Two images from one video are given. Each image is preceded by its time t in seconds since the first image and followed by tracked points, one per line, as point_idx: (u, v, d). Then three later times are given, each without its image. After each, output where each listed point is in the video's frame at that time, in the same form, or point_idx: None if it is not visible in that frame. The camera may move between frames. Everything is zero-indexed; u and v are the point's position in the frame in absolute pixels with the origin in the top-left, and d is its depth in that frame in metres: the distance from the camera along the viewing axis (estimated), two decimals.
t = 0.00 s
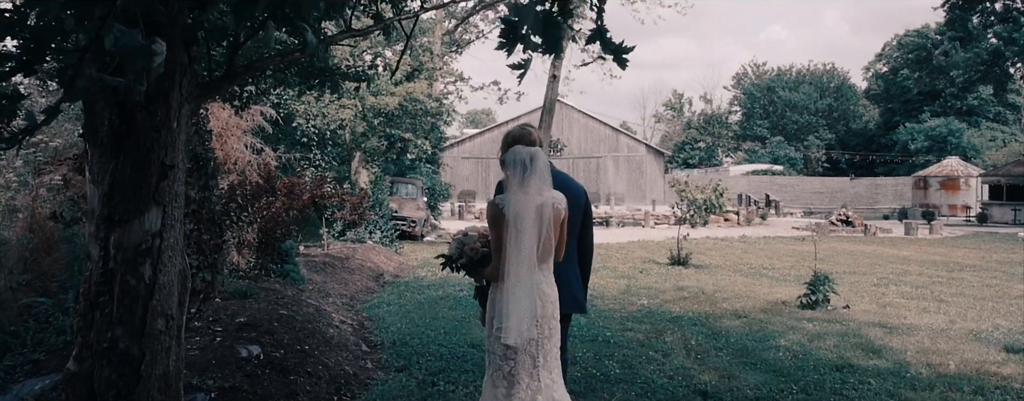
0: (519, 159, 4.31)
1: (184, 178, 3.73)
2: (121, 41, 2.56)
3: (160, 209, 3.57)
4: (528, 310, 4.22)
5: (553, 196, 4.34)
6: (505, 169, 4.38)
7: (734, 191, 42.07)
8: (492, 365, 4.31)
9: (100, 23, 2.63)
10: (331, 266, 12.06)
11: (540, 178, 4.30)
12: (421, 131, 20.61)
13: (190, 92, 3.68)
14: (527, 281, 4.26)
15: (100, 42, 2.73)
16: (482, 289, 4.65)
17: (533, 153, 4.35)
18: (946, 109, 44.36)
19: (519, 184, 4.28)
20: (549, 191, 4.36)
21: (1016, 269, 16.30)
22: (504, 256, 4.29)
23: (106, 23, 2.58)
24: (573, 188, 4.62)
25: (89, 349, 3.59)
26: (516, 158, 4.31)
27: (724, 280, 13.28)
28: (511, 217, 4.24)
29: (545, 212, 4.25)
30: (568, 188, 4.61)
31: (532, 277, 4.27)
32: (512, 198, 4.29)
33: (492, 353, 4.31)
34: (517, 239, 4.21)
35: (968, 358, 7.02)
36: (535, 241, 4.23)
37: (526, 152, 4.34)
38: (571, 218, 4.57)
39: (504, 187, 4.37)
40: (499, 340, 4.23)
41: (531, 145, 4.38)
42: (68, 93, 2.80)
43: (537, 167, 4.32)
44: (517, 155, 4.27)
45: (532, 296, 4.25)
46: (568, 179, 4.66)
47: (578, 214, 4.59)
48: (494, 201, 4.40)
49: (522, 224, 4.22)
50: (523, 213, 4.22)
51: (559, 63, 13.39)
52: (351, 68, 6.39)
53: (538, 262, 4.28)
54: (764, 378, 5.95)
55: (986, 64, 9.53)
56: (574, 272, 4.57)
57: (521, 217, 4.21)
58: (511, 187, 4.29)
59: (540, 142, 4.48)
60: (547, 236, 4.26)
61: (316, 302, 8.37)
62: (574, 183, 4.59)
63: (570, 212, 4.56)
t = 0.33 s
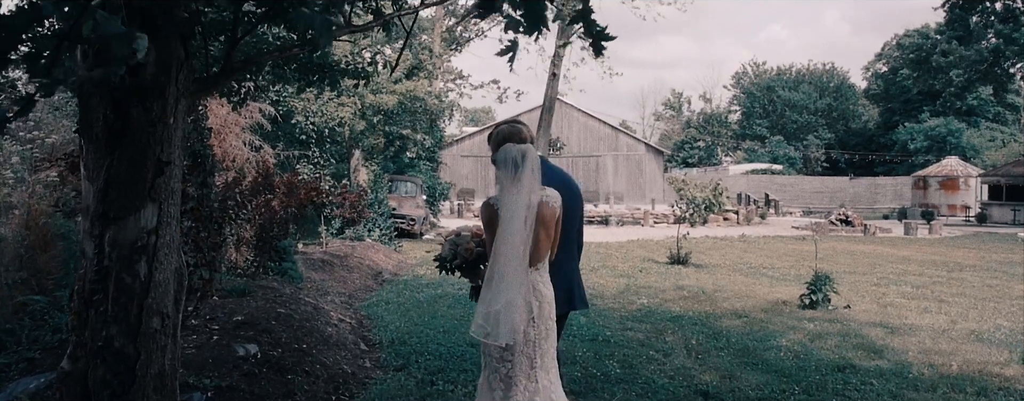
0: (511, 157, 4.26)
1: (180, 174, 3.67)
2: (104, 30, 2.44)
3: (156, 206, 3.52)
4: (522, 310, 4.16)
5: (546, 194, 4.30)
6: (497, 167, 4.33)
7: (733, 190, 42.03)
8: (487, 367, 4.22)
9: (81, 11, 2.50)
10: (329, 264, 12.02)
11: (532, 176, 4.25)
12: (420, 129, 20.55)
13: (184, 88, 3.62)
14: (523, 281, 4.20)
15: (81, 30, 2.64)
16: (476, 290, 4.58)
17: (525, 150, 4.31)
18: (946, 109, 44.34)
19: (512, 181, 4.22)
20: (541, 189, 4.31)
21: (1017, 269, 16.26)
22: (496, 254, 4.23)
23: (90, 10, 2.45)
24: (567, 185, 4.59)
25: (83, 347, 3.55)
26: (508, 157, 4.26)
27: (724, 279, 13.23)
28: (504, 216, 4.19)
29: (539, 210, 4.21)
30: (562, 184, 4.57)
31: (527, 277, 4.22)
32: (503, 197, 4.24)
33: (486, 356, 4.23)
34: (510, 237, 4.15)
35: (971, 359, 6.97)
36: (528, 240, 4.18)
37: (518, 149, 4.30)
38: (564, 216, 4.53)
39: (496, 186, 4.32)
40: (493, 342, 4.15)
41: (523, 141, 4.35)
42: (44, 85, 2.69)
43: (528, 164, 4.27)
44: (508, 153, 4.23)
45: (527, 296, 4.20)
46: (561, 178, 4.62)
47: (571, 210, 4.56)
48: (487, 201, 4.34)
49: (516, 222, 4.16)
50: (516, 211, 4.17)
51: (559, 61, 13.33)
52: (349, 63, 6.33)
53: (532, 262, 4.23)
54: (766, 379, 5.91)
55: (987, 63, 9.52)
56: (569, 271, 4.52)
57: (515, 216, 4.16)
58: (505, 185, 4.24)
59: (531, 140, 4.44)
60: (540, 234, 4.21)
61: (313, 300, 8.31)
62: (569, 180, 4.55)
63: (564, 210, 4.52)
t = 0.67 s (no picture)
0: (505, 157, 4.14)
1: (179, 174, 3.62)
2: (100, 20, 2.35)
3: (156, 206, 3.48)
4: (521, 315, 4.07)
5: (544, 194, 4.18)
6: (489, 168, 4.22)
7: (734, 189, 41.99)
8: (487, 373, 4.19)
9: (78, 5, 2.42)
10: (330, 263, 11.97)
11: (525, 176, 4.12)
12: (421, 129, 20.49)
13: (183, 87, 3.56)
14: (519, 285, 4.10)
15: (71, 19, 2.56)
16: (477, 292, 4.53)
17: (518, 149, 4.18)
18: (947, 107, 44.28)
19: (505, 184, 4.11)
20: (539, 188, 4.19)
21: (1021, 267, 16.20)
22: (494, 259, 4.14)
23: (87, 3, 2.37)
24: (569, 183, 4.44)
25: (82, 349, 3.49)
26: (500, 157, 4.15)
27: (727, 278, 13.18)
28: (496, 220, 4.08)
29: (535, 212, 4.09)
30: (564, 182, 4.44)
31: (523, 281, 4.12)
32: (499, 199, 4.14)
33: (486, 360, 4.19)
34: (506, 241, 4.04)
35: (978, 358, 6.92)
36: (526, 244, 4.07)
37: (511, 148, 4.16)
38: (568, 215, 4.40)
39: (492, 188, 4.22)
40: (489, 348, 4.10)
41: (516, 139, 4.21)
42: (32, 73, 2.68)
43: (521, 164, 4.14)
44: (499, 153, 4.11)
45: (524, 300, 4.11)
46: (563, 174, 4.47)
47: (575, 209, 4.42)
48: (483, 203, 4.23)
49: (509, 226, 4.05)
50: (512, 213, 4.04)
51: (560, 59, 13.28)
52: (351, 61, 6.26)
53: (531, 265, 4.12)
54: (772, 378, 5.86)
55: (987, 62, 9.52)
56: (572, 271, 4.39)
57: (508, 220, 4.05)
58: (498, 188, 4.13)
59: (527, 137, 4.30)
60: (538, 238, 4.09)
61: (315, 300, 8.26)
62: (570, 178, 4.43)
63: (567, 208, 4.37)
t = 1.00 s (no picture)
0: (500, 157, 4.02)
1: (177, 173, 3.56)
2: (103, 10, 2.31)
3: (153, 205, 3.42)
4: (523, 318, 3.99)
5: (545, 195, 4.00)
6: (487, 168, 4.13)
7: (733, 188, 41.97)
8: (486, 377, 4.12)
9: None
10: (329, 263, 11.92)
11: (522, 177, 3.98)
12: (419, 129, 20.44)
13: (180, 84, 3.50)
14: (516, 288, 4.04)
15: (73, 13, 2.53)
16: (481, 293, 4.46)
17: (514, 148, 4.04)
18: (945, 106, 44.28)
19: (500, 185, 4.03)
20: (540, 188, 4.03)
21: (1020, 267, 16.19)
22: (490, 261, 4.08)
23: None
24: (583, 180, 4.21)
25: (78, 351, 3.44)
26: (494, 157, 4.04)
27: (727, 278, 13.15)
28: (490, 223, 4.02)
29: (532, 213, 3.95)
30: (576, 180, 4.20)
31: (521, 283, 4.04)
32: (496, 201, 4.06)
33: (487, 364, 4.11)
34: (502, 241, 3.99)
35: (980, 359, 6.88)
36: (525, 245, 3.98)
37: (507, 148, 4.04)
38: (578, 214, 4.19)
39: (488, 189, 4.11)
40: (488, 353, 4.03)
41: (513, 138, 4.08)
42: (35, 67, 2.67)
43: (516, 164, 4.00)
44: (491, 154, 4.00)
45: (523, 304, 4.02)
46: (576, 170, 4.26)
47: (587, 207, 4.20)
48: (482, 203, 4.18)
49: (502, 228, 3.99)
50: (509, 214, 3.99)
51: (559, 59, 13.24)
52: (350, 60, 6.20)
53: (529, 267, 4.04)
54: (775, 379, 5.82)
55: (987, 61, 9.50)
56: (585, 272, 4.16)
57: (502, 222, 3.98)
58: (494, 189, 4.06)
59: (526, 136, 4.17)
60: (539, 240, 3.96)
61: (314, 301, 8.21)
62: (586, 174, 4.17)
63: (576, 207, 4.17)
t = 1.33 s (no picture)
0: (501, 161, 3.86)
1: (170, 171, 3.50)
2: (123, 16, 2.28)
3: (146, 204, 3.36)
4: (527, 325, 3.86)
5: (551, 198, 3.86)
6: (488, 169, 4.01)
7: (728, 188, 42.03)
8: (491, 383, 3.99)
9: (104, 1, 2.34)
10: (323, 262, 11.85)
11: (526, 180, 3.85)
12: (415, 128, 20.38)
13: (174, 81, 3.43)
14: (520, 294, 3.92)
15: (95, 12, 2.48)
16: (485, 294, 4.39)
17: (518, 152, 3.84)
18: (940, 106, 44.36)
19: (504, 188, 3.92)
20: (545, 191, 3.90)
21: (1014, 267, 16.25)
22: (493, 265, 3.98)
23: None
24: (593, 183, 4.07)
25: (70, 352, 3.39)
26: (496, 159, 3.90)
27: (723, 278, 13.14)
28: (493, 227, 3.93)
29: (538, 218, 3.84)
30: (585, 182, 4.07)
31: (525, 289, 3.91)
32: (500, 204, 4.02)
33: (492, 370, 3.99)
34: (505, 244, 3.91)
35: (978, 359, 6.86)
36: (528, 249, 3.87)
37: (511, 151, 3.84)
38: (589, 217, 4.07)
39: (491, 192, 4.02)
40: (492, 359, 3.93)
41: (516, 140, 3.86)
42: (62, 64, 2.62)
43: (517, 167, 3.84)
44: (493, 158, 3.87)
45: (527, 311, 3.89)
46: (587, 171, 4.12)
47: (600, 211, 4.07)
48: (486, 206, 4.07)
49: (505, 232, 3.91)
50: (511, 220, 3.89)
51: (555, 57, 13.20)
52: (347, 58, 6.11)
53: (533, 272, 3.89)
54: (773, 380, 5.79)
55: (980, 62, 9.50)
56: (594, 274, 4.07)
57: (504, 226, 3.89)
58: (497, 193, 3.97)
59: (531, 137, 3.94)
60: (543, 245, 3.83)
61: (309, 301, 8.16)
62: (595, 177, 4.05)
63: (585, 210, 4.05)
